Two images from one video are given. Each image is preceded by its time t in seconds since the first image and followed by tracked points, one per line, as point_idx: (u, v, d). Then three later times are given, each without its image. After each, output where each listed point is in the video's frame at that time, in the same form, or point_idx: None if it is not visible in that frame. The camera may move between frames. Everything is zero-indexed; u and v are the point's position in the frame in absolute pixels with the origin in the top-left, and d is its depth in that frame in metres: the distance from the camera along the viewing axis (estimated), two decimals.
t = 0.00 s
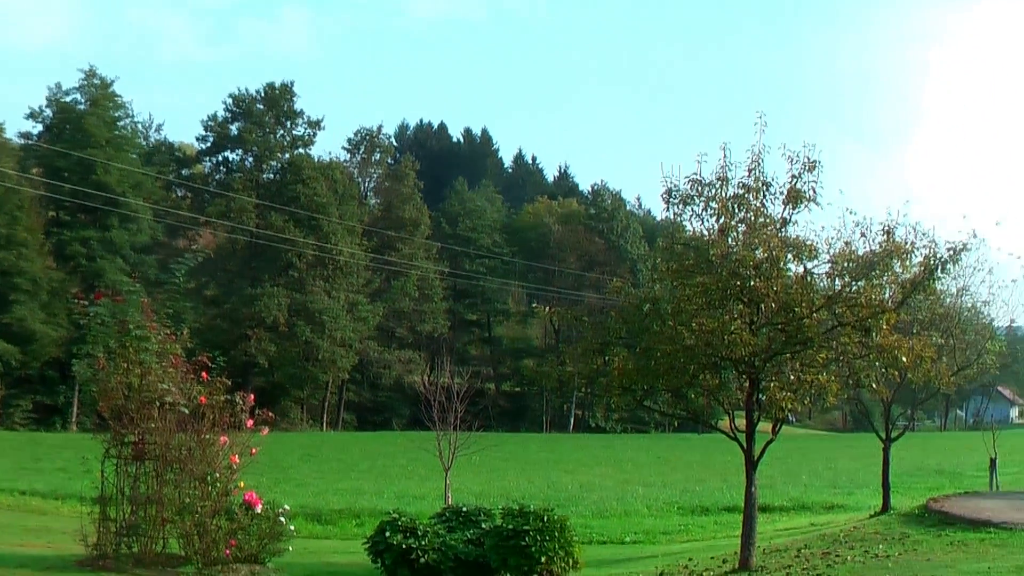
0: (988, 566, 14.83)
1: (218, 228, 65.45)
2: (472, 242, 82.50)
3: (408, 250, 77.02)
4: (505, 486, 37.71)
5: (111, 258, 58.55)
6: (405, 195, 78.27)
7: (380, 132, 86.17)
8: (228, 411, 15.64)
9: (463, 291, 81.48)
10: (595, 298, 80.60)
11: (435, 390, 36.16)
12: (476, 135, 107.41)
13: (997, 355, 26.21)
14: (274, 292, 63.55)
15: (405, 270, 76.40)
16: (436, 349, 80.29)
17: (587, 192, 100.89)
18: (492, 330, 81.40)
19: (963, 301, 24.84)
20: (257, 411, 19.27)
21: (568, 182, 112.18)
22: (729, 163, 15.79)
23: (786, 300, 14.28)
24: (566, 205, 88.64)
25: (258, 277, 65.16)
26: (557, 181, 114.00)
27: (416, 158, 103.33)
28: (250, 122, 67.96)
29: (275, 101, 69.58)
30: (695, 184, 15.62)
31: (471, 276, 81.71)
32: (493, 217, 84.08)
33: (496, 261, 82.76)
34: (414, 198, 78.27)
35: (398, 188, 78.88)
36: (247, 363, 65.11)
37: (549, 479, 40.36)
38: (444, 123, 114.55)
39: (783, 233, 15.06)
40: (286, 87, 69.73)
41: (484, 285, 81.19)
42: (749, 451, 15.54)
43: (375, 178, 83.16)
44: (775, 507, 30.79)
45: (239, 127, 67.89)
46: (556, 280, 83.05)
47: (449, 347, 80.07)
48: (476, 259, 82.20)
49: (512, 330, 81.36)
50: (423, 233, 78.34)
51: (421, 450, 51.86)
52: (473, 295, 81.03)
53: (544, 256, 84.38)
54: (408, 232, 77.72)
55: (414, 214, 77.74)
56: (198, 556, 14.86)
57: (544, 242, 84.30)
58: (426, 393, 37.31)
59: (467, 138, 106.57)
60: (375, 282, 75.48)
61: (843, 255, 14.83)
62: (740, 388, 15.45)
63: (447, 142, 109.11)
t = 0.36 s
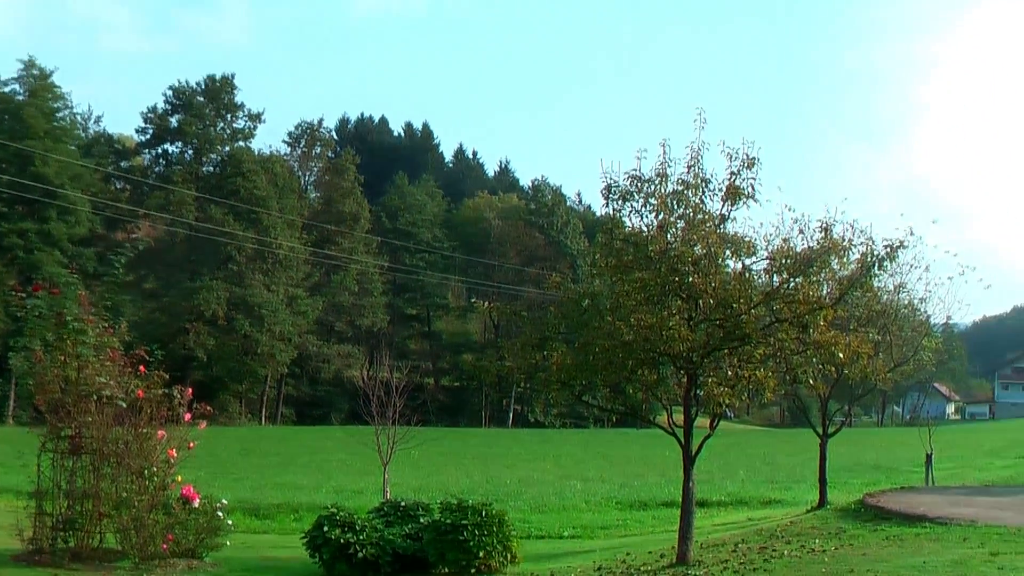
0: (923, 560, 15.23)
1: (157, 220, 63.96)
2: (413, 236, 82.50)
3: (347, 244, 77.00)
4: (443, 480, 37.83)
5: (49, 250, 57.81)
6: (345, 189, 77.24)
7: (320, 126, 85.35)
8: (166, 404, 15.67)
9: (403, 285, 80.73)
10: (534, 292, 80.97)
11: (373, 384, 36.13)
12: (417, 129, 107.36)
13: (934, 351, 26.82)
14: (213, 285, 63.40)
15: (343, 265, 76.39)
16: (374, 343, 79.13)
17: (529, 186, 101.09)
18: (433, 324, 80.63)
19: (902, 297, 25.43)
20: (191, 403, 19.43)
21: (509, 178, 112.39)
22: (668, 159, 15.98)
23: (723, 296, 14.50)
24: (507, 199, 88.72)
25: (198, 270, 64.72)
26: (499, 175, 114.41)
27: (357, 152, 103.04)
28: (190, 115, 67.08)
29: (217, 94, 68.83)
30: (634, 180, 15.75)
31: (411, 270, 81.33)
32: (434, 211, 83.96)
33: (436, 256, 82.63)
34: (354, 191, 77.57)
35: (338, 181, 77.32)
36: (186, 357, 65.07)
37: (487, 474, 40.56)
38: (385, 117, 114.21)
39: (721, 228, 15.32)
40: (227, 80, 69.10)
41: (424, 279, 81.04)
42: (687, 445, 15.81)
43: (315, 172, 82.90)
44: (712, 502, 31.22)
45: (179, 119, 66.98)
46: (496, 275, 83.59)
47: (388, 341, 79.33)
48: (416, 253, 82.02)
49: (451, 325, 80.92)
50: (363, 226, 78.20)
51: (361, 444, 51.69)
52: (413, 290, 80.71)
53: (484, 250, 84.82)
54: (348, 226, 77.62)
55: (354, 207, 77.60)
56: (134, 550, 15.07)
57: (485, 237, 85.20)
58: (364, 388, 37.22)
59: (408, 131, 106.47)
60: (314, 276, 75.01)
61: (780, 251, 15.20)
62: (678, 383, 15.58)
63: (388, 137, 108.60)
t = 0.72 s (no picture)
0: (856, 554, 15.63)
1: (93, 214, 61.92)
2: (350, 230, 82.25)
3: (284, 238, 76.44)
4: (379, 475, 37.76)
5: None
6: (283, 183, 77.42)
7: (259, 120, 85.29)
8: (99, 399, 16.63)
9: (340, 280, 79.91)
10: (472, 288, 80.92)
11: (310, 379, 35.75)
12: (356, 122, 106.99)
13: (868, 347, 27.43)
14: (149, 279, 62.61)
15: (281, 258, 75.44)
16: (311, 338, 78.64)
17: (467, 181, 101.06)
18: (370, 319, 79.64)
19: (836, 294, 26.01)
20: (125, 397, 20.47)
21: (448, 173, 112.24)
22: (605, 155, 16.13)
23: (660, 292, 14.85)
24: (445, 194, 88.57)
25: (133, 264, 63.67)
26: (438, 170, 114.41)
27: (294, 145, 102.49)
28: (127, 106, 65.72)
29: (153, 86, 67.65)
30: (572, 175, 15.88)
31: (349, 265, 80.93)
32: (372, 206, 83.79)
33: (374, 251, 82.43)
34: (292, 185, 77.56)
35: (276, 176, 77.55)
36: (120, 351, 64.06)
37: (424, 469, 40.56)
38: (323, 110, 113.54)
39: (658, 224, 15.53)
40: (164, 73, 67.88)
41: (361, 274, 80.53)
42: (622, 440, 16.05)
43: (252, 165, 81.82)
44: (649, 497, 31.59)
45: (116, 112, 65.60)
46: (434, 270, 82.62)
47: (324, 336, 78.50)
48: (352, 248, 81.75)
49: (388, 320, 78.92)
50: (301, 220, 78.01)
51: (298, 439, 51.31)
52: (351, 284, 80.13)
53: (422, 245, 85.04)
54: (285, 220, 77.23)
55: (291, 201, 77.34)
56: (69, 545, 16.15)
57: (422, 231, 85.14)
58: (302, 382, 36.94)
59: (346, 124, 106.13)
60: (251, 270, 74.14)
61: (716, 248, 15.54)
62: (614, 378, 15.70)
63: (326, 131, 107.74)
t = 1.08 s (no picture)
0: (797, 550, 15.93)
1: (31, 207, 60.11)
2: (291, 226, 81.66)
3: (225, 233, 75.87)
4: (321, 471, 37.52)
5: None
6: (224, 178, 76.85)
7: (200, 114, 83.60)
8: (39, 397, 16.36)
9: (282, 275, 79.04)
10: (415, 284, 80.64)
11: (250, 374, 35.45)
12: (298, 117, 106.26)
13: (808, 344, 27.80)
14: (90, 274, 61.78)
15: (222, 254, 74.74)
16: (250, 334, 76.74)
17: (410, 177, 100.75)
18: (312, 314, 78.89)
19: (777, 290, 26.41)
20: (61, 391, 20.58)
21: (390, 169, 111.81)
22: (546, 151, 16.30)
23: (601, 288, 15.03)
24: (388, 189, 88.11)
25: (72, 258, 62.76)
26: (380, 165, 113.98)
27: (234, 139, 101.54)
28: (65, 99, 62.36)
29: (93, 78, 65.21)
30: (512, 172, 16.02)
31: (290, 261, 79.85)
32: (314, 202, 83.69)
33: (316, 246, 81.88)
34: (233, 180, 77.08)
35: (217, 170, 77.02)
36: (59, 346, 62.90)
37: (365, 465, 40.38)
38: (265, 105, 112.56)
39: (599, 221, 15.73)
40: (104, 64, 65.91)
41: (303, 269, 79.43)
42: (564, 436, 16.19)
43: (193, 160, 80.99)
44: (592, 493, 31.80)
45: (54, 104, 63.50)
46: (376, 266, 82.01)
47: (265, 331, 77.15)
48: (294, 243, 80.94)
49: (329, 315, 78.86)
50: (242, 215, 77.51)
51: (238, 435, 50.78)
52: (292, 280, 78.90)
53: (364, 242, 83.90)
54: (226, 215, 76.75)
55: (232, 197, 77.03)
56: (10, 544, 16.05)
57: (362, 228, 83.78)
58: (241, 377, 36.73)
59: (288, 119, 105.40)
60: (190, 265, 73.42)
61: (657, 245, 15.77)
62: (555, 375, 15.87)
63: (266, 128, 107.08)
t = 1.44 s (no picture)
0: (745, 546, 16.16)
1: None
2: (243, 221, 81.60)
3: (175, 228, 74.77)
4: (271, 467, 37.27)
5: None
6: (174, 172, 76.00)
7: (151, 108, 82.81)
8: None
9: (232, 271, 78.19)
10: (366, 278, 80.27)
11: (199, 369, 35.04)
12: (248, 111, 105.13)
13: (757, 341, 28.16)
14: (39, 268, 60.53)
15: (173, 248, 73.99)
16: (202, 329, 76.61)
17: (362, 172, 100.26)
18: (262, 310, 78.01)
19: (728, 287, 26.82)
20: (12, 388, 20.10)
21: (342, 164, 111.16)
22: (498, 147, 16.42)
23: (551, 284, 15.16)
24: (340, 185, 87.66)
25: (23, 253, 62.02)
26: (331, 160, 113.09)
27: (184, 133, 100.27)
28: (16, 93, 63.15)
29: (44, 71, 64.31)
30: (463, 167, 16.09)
31: (240, 255, 79.11)
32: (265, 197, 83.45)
33: (266, 241, 81.21)
34: (185, 174, 76.42)
35: (168, 164, 76.18)
36: (7, 341, 61.53)
37: (316, 461, 40.14)
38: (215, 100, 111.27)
39: (549, 217, 15.88)
40: (56, 57, 64.52)
41: (254, 264, 78.58)
42: (513, 431, 16.27)
43: (144, 154, 79.06)
44: (542, 489, 31.98)
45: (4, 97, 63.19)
46: (326, 261, 81.46)
47: (215, 326, 76.80)
48: (245, 238, 80.67)
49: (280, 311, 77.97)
50: (194, 210, 76.94)
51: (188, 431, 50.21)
52: (243, 275, 78.15)
53: (315, 236, 83.67)
54: (177, 209, 75.71)
55: (184, 191, 76.27)
56: None
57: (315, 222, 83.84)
58: (191, 373, 36.26)
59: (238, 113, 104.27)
60: (140, 259, 72.39)
61: (608, 242, 15.94)
62: (505, 371, 15.96)
63: (217, 121, 105.86)
